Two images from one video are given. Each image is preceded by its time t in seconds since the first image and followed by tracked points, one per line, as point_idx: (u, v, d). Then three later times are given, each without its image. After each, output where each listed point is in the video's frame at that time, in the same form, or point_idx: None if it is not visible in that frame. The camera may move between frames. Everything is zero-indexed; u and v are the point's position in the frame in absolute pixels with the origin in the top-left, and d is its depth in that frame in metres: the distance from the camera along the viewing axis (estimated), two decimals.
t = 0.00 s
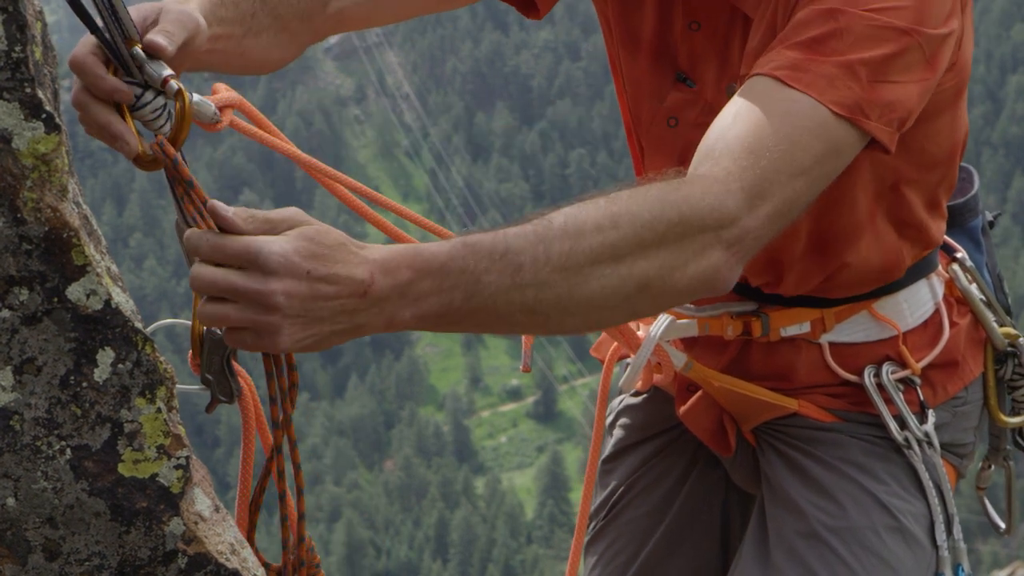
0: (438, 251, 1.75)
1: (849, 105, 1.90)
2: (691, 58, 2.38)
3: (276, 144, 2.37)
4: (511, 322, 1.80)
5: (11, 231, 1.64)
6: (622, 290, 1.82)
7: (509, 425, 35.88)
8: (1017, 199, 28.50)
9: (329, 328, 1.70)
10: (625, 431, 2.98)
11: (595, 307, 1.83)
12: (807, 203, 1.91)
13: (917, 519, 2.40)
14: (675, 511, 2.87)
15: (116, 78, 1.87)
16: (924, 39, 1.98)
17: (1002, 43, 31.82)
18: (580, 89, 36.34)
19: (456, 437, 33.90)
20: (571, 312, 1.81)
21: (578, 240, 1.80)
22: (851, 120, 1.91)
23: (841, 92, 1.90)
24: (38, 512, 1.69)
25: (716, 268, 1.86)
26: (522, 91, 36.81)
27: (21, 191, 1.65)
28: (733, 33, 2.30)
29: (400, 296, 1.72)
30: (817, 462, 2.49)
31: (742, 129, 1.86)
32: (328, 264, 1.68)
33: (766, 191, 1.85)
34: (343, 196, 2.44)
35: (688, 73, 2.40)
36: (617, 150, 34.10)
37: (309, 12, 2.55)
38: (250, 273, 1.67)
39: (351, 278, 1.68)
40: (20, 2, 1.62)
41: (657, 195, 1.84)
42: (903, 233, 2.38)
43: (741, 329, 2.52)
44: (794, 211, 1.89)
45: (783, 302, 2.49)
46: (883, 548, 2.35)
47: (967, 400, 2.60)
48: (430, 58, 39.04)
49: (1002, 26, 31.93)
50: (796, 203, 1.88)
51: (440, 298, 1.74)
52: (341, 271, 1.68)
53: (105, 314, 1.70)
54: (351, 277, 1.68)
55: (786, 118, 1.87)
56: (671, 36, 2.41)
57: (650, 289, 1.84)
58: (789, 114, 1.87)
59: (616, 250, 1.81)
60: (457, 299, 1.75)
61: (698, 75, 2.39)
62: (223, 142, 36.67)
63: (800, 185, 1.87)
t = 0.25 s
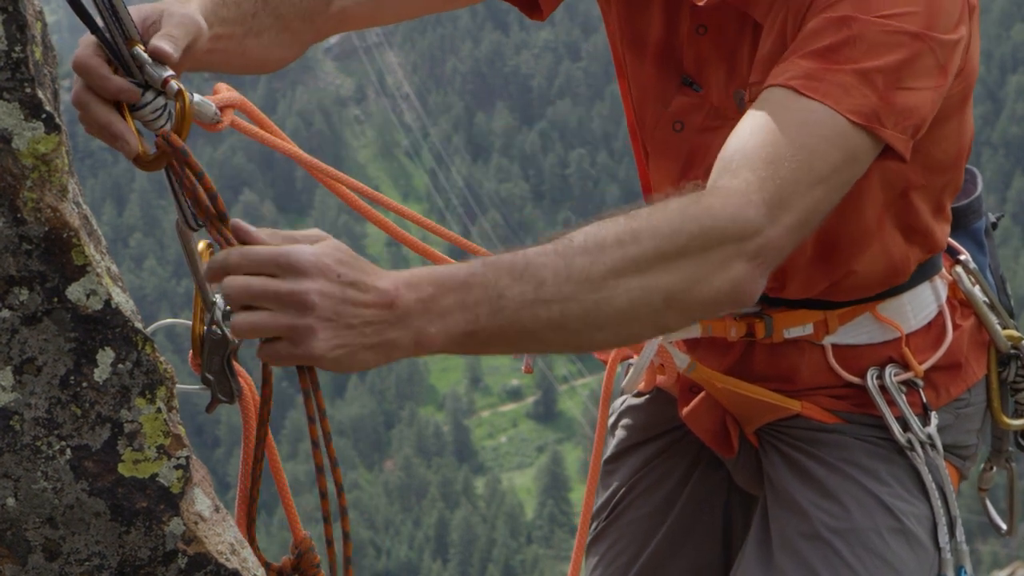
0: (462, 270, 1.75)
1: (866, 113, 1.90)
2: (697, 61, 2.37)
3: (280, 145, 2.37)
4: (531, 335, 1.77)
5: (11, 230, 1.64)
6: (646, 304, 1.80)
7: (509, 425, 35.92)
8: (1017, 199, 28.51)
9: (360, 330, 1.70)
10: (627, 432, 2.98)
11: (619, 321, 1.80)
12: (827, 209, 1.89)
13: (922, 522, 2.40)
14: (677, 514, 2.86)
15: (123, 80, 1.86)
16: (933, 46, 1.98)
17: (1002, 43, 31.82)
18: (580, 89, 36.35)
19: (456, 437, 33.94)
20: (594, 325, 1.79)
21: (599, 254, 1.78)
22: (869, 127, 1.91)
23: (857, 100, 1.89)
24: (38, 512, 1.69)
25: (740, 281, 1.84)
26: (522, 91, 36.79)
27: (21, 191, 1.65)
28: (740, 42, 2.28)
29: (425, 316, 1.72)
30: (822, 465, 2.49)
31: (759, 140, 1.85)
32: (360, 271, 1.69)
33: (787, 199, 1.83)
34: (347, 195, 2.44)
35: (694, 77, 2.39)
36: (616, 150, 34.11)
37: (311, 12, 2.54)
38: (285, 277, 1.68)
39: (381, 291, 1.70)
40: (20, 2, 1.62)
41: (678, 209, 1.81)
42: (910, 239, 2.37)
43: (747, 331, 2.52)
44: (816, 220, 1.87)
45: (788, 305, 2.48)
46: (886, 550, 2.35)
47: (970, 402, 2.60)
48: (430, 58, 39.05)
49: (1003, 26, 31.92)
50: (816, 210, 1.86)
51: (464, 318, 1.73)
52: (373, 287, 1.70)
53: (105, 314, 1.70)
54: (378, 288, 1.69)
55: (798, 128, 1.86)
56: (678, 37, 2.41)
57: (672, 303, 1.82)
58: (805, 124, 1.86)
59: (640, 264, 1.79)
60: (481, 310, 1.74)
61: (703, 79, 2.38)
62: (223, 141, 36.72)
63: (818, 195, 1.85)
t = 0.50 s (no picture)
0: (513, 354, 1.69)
1: (896, 140, 1.81)
2: (701, 69, 2.29)
3: (281, 146, 2.36)
4: (590, 407, 1.68)
5: (10, 231, 1.64)
6: (703, 367, 1.72)
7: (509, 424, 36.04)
8: (1016, 199, 28.56)
9: (430, 389, 1.61)
10: (626, 433, 2.99)
11: (681, 388, 1.71)
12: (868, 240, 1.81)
13: (920, 523, 2.40)
14: (675, 513, 2.87)
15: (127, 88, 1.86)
16: (946, 64, 1.86)
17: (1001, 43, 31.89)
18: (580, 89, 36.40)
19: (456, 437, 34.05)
20: (657, 393, 1.70)
21: (647, 322, 1.71)
22: (899, 152, 1.81)
23: (884, 129, 1.81)
24: (38, 511, 1.69)
25: (800, 329, 1.75)
26: (522, 91, 36.82)
27: (21, 191, 1.65)
28: (754, 51, 2.19)
29: (476, 399, 1.64)
30: (821, 466, 2.49)
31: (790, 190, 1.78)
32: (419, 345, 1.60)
33: (828, 238, 1.76)
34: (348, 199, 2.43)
35: (698, 84, 2.31)
36: (616, 150, 34.20)
37: (311, 13, 2.55)
38: (356, 331, 1.57)
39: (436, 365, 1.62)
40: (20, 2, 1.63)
41: (721, 270, 1.75)
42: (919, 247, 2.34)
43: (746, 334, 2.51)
44: (859, 256, 1.79)
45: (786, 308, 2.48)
46: (883, 551, 2.35)
47: (969, 404, 2.60)
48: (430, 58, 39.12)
49: (1003, 26, 31.96)
50: (857, 242, 1.78)
51: (517, 399, 1.65)
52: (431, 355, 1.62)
53: (105, 314, 1.70)
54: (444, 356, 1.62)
55: (823, 165, 1.79)
56: (681, 46, 2.37)
57: (734, 363, 1.72)
58: (830, 164, 1.79)
59: (690, 325, 1.71)
60: (536, 385, 1.66)
61: (708, 86, 2.29)
62: (223, 141, 36.88)
63: (852, 228, 1.77)
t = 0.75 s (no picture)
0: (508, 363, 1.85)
1: (890, 146, 1.88)
2: (690, 68, 2.33)
3: (278, 146, 2.37)
4: (587, 414, 1.84)
5: (10, 231, 1.64)
6: (701, 374, 1.85)
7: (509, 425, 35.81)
8: (1016, 199, 28.55)
9: (425, 398, 1.80)
10: (623, 431, 3.00)
11: (679, 396, 1.85)
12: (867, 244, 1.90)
13: (913, 520, 2.40)
14: (671, 513, 2.87)
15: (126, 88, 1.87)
16: (936, 67, 1.93)
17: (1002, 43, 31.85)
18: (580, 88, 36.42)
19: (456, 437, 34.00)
20: (652, 400, 1.84)
21: (643, 334, 1.85)
22: (893, 159, 1.89)
23: (880, 135, 1.87)
24: (38, 512, 1.69)
25: (801, 336, 1.86)
26: (522, 91, 36.76)
27: (21, 191, 1.65)
28: (745, 49, 2.22)
29: (471, 405, 1.82)
30: (816, 464, 2.49)
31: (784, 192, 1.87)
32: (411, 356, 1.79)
33: (827, 245, 1.85)
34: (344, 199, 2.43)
35: (688, 80, 2.34)
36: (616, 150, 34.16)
37: (306, 12, 2.55)
38: (353, 342, 1.77)
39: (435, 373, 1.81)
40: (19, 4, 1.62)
41: (721, 278, 1.87)
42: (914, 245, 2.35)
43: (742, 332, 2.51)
44: (855, 260, 1.89)
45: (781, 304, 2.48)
46: (877, 548, 2.35)
47: (964, 402, 2.60)
48: (430, 58, 39.07)
49: (1002, 26, 32.03)
50: (857, 246, 1.87)
51: (512, 407, 1.82)
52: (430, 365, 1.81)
53: (105, 314, 1.70)
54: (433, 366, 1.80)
55: (820, 172, 1.87)
56: (672, 42, 2.38)
57: (731, 370, 1.85)
58: (820, 169, 1.87)
59: (690, 331, 1.84)
60: (532, 393, 1.83)
61: (697, 83, 2.32)
62: (223, 141, 36.83)
63: (847, 234, 1.86)
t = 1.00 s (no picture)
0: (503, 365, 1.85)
1: (887, 137, 1.88)
2: (680, 53, 2.33)
3: (276, 145, 2.37)
4: (584, 414, 1.83)
5: (11, 231, 1.65)
6: (699, 370, 1.84)
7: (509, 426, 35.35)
8: (1016, 199, 28.55)
9: (423, 405, 1.79)
10: (620, 431, 3.00)
11: (677, 392, 1.85)
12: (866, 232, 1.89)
13: (910, 518, 2.40)
14: (667, 513, 2.87)
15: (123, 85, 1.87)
16: (931, 54, 1.93)
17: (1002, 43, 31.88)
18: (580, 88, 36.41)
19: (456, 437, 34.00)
20: (650, 397, 1.84)
21: (638, 330, 1.84)
22: (890, 150, 1.89)
23: (876, 124, 1.88)
24: (38, 511, 1.69)
25: (800, 327, 1.87)
26: (522, 91, 36.72)
27: (21, 191, 1.65)
28: (736, 31, 2.23)
29: (466, 408, 1.81)
30: (811, 461, 2.49)
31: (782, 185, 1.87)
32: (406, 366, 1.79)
33: (822, 234, 1.85)
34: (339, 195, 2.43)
35: (679, 67, 2.35)
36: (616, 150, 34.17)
37: (304, 11, 2.55)
38: (353, 353, 1.77)
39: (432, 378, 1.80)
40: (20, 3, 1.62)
41: (716, 274, 1.87)
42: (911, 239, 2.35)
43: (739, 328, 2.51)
44: (854, 248, 1.88)
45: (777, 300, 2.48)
46: (874, 547, 2.35)
47: (960, 398, 2.60)
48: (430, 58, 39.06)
49: (1002, 27, 32.06)
50: (853, 236, 1.87)
51: (508, 407, 1.81)
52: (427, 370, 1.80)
53: (105, 314, 1.70)
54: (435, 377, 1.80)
55: (813, 164, 1.87)
56: (661, 32, 2.39)
57: (730, 364, 1.85)
58: (815, 160, 1.87)
59: (686, 329, 1.84)
60: (525, 395, 1.82)
61: (688, 68, 2.33)
62: (223, 141, 36.89)
63: (844, 221, 1.86)
